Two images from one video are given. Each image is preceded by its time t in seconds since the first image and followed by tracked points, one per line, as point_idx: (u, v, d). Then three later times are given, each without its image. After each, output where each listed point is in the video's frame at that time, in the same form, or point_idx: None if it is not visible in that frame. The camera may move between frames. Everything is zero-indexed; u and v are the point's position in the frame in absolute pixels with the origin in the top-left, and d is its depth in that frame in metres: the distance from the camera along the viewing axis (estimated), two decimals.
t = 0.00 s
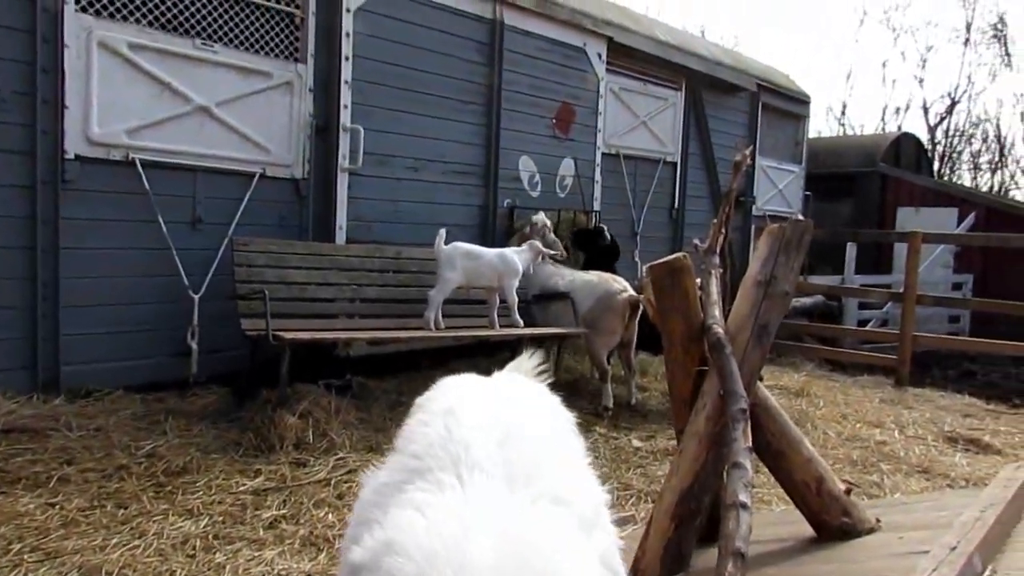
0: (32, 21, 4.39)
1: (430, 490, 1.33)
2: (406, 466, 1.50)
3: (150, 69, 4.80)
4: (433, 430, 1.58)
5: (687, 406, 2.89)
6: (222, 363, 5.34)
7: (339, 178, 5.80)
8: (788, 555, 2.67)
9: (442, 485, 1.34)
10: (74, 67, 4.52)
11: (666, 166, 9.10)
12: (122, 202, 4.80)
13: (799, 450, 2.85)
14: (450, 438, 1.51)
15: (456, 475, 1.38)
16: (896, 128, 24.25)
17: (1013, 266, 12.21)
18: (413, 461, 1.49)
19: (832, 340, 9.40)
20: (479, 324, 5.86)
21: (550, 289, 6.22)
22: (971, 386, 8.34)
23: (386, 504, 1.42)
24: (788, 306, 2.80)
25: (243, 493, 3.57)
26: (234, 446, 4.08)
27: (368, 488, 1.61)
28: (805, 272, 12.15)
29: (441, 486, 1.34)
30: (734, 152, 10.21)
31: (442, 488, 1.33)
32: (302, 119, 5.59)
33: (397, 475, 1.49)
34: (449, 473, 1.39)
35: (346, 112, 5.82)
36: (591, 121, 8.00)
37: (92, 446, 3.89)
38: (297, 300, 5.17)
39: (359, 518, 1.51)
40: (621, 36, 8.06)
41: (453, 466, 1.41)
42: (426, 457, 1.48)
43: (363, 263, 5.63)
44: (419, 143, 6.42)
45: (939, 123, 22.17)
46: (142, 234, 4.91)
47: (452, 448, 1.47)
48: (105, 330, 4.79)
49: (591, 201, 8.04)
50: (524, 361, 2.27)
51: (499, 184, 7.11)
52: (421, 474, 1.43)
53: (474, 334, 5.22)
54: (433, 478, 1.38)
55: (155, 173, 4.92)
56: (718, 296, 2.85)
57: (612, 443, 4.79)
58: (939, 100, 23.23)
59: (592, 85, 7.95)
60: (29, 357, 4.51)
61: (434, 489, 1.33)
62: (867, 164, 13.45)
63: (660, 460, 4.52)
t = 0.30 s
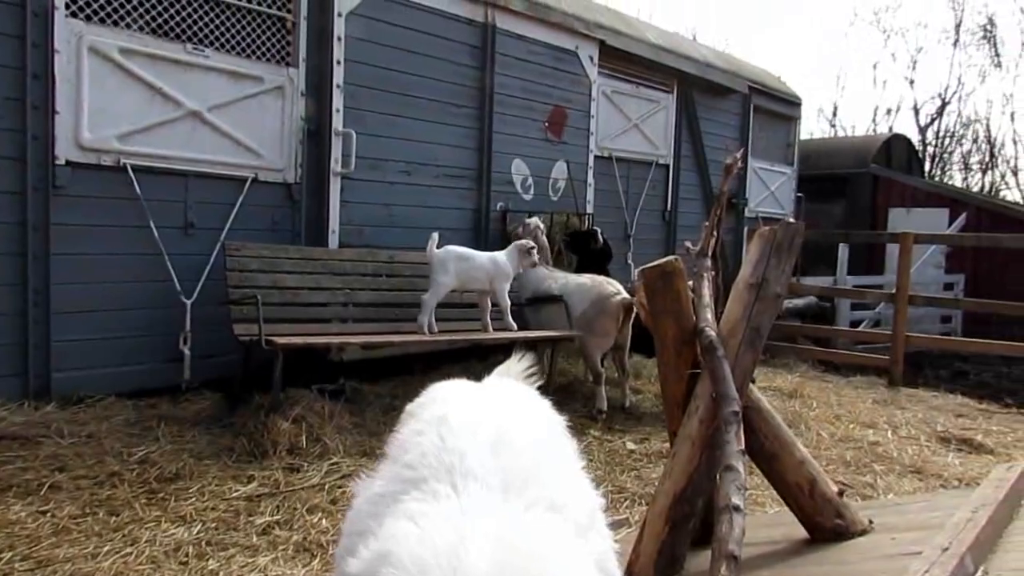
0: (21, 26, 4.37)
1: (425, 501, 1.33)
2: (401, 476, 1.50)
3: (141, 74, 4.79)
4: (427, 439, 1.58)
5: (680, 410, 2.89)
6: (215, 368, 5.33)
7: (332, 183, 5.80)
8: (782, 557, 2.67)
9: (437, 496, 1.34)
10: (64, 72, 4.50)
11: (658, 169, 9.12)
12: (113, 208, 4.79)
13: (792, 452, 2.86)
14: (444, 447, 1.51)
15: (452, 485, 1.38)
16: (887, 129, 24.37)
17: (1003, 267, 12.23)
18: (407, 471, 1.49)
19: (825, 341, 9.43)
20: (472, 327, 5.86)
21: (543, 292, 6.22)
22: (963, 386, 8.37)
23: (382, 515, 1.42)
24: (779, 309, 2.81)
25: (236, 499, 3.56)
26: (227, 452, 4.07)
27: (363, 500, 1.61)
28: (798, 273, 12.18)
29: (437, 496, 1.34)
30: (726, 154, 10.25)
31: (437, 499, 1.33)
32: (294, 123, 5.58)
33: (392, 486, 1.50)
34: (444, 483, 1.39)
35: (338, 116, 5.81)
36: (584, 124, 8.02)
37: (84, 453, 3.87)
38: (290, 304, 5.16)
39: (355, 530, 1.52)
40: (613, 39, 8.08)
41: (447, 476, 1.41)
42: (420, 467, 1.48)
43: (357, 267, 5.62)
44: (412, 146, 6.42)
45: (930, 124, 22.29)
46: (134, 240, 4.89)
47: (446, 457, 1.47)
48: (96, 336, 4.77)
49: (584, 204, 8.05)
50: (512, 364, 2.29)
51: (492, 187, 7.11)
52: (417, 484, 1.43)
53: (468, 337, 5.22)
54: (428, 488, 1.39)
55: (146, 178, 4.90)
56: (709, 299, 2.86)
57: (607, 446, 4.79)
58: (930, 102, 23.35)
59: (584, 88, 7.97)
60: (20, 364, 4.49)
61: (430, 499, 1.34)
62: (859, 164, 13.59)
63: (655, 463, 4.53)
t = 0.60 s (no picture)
0: (9, 33, 4.36)
1: (414, 508, 1.33)
2: (391, 485, 1.50)
3: (130, 80, 4.77)
4: (417, 447, 1.58)
5: (671, 413, 2.90)
6: (206, 375, 5.31)
7: (323, 188, 5.79)
8: (773, 560, 2.68)
9: (424, 503, 1.34)
10: (53, 79, 4.49)
11: (649, 173, 9.14)
12: (103, 215, 4.77)
13: (783, 455, 2.86)
14: (433, 456, 1.51)
15: (440, 493, 1.38)
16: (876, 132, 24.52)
17: (993, 269, 12.31)
18: (397, 479, 1.49)
19: (817, 343, 9.46)
20: (465, 332, 5.85)
21: (535, 297, 6.23)
22: (954, 387, 8.41)
23: (371, 522, 1.42)
24: (769, 312, 2.82)
25: (228, 507, 3.54)
26: (218, 459, 4.05)
27: (355, 508, 1.61)
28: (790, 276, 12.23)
29: (426, 504, 1.34)
30: (716, 158, 10.28)
31: (424, 506, 1.33)
32: (285, 129, 5.57)
33: (381, 495, 1.49)
34: (432, 490, 1.39)
35: (329, 122, 5.80)
36: (575, 129, 8.03)
37: (73, 462, 3.85)
38: (282, 310, 5.15)
39: (345, 539, 1.51)
40: (603, 43, 8.10)
41: (435, 483, 1.41)
42: (409, 476, 1.47)
43: (348, 273, 5.61)
44: (403, 152, 6.42)
45: (919, 127, 22.44)
46: (123, 247, 4.87)
47: (435, 464, 1.47)
48: (85, 344, 4.75)
49: (576, 208, 8.06)
50: (502, 369, 2.29)
51: (484, 192, 7.12)
52: (406, 492, 1.43)
53: (460, 343, 5.22)
54: (417, 496, 1.38)
55: (136, 184, 4.89)
56: (700, 303, 2.87)
57: (600, 450, 4.79)
58: (918, 104, 23.49)
59: (575, 93, 7.98)
60: (8, 373, 4.46)
61: (418, 506, 1.33)
62: (848, 167, 13.68)
63: (647, 467, 4.53)
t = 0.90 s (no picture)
0: None
1: (397, 517, 1.32)
2: (375, 496, 1.49)
3: (115, 86, 4.75)
4: (401, 459, 1.57)
5: (661, 416, 2.90)
6: (196, 382, 5.28)
7: (312, 194, 5.78)
8: (763, 561, 2.68)
9: (408, 512, 1.33)
10: (38, 85, 4.46)
11: (639, 175, 9.16)
12: (90, 222, 4.74)
13: (772, 457, 2.87)
14: (416, 466, 1.51)
15: (423, 501, 1.37)
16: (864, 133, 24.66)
17: (981, 269, 12.38)
18: (380, 491, 1.49)
19: (807, 344, 9.50)
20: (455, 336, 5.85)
21: (526, 300, 6.24)
22: (943, 386, 8.46)
23: (354, 534, 1.41)
24: (757, 314, 2.83)
25: (218, 514, 3.53)
26: (208, 467, 4.03)
27: (339, 521, 1.60)
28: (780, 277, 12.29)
29: (409, 512, 1.33)
30: (705, 160, 10.31)
31: (408, 515, 1.32)
32: (273, 134, 5.56)
33: (365, 507, 1.49)
34: (415, 499, 1.39)
35: (318, 127, 5.79)
36: (564, 132, 8.04)
37: (61, 471, 3.82)
38: (271, 316, 5.13)
39: (329, 552, 1.50)
40: (591, 47, 8.12)
41: (419, 492, 1.41)
42: (392, 486, 1.47)
43: (338, 277, 5.60)
44: (392, 156, 6.41)
45: (906, 128, 22.58)
46: (111, 254, 4.85)
47: (419, 474, 1.47)
48: (73, 352, 4.72)
49: (566, 211, 8.08)
50: (492, 372, 2.30)
51: (474, 195, 7.12)
52: (388, 502, 1.42)
53: (450, 347, 5.21)
54: (399, 505, 1.38)
55: (123, 191, 4.87)
56: (688, 306, 2.88)
57: (591, 453, 4.80)
58: (906, 105, 23.65)
59: (564, 96, 8.00)
60: None
61: (400, 516, 1.33)
62: (837, 168, 13.77)
63: (639, 469, 4.53)
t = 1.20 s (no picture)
0: None
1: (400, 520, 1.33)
2: (370, 503, 1.49)
3: (102, 89, 4.73)
4: (395, 466, 1.57)
5: (651, 416, 2.91)
6: (185, 385, 5.26)
7: (301, 196, 5.76)
8: (752, 560, 2.70)
9: (405, 516, 1.33)
10: (24, 89, 4.42)
11: (629, 176, 9.18)
12: (77, 225, 4.72)
13: (761, 456, 2.88)
14: (411, 472, 1.50)
15: (419, 504, 1.37)
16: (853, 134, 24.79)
17: (968, 269, 12.48)
18: (375, 498, 1.48)
19: (797, 343, 9.55)
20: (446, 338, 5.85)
21: (517, 301, 6.25)
22: (931, 385, 8.51)
23: (350, 541, 1.40)
24: (746, 314, 2.84)
25: (208, 518, 3.51)
26: (198, 470, 4.01)
27: (334, 530, 1.59)
28: (769, 277, 12.34)
29: (406, 515, 1.33)
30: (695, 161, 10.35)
31: (406, 519, 1.32)
32: (262, 136, 5.55)
33: (359, 515, 1.48)
34: (411, 502, 1.38)
35: (307, 128, 5.78)
36: (554, 133, 8.06)
37: (50, 476, 3.80)
38: (261, 319, 5.12)
39: (324, 561, 1.49)
40: (581, 48, 8.13)
41: (416, 495, 1.41)
42: (387, 493, 1.46)
43: (328, 280, 5.59)
44: (382, 157, 6.41)
45: (894, 128, 22.74)
46: (98, 257, 4.82)
47: (415, 478, 1.47)
48: (60, 356, 4.69)
49: (556, 212, 8.09)
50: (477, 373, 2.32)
51: (464, 196, 7.11)
52: (384, 508, 1.41)
53: (441, 348, 5.21)
54: (395, 509, 1.37)
55: (111, 194, 4.84)
56: (678, 305, 2.89)
57: (582, 453, 4.80)
58: (894, 106, 23.79)
59: (553, 97, 8.01)
60: None
61: (397, 520, 1.32)
62: (826, 169, 13.85)
63: (630, 469, 4.54)
